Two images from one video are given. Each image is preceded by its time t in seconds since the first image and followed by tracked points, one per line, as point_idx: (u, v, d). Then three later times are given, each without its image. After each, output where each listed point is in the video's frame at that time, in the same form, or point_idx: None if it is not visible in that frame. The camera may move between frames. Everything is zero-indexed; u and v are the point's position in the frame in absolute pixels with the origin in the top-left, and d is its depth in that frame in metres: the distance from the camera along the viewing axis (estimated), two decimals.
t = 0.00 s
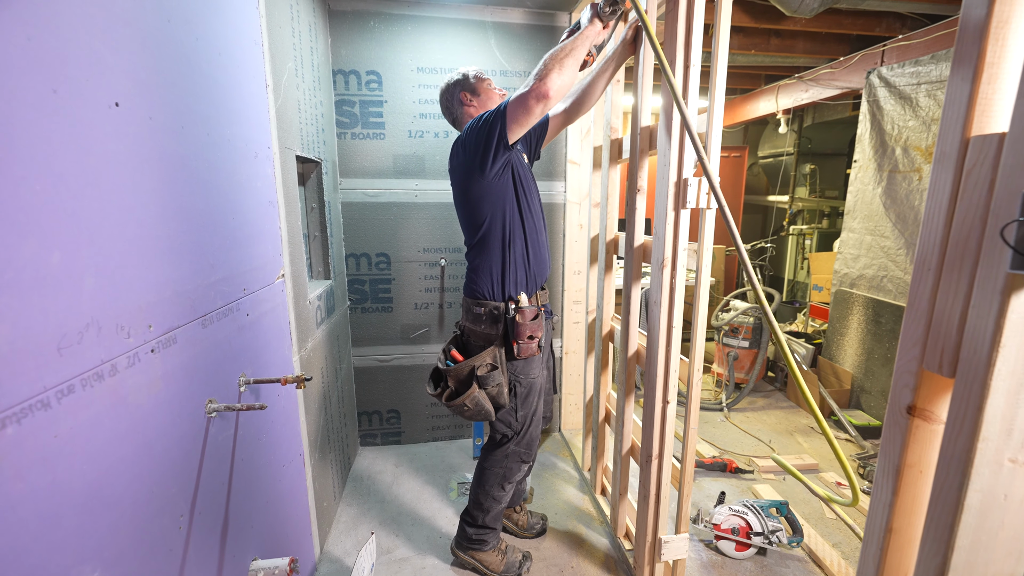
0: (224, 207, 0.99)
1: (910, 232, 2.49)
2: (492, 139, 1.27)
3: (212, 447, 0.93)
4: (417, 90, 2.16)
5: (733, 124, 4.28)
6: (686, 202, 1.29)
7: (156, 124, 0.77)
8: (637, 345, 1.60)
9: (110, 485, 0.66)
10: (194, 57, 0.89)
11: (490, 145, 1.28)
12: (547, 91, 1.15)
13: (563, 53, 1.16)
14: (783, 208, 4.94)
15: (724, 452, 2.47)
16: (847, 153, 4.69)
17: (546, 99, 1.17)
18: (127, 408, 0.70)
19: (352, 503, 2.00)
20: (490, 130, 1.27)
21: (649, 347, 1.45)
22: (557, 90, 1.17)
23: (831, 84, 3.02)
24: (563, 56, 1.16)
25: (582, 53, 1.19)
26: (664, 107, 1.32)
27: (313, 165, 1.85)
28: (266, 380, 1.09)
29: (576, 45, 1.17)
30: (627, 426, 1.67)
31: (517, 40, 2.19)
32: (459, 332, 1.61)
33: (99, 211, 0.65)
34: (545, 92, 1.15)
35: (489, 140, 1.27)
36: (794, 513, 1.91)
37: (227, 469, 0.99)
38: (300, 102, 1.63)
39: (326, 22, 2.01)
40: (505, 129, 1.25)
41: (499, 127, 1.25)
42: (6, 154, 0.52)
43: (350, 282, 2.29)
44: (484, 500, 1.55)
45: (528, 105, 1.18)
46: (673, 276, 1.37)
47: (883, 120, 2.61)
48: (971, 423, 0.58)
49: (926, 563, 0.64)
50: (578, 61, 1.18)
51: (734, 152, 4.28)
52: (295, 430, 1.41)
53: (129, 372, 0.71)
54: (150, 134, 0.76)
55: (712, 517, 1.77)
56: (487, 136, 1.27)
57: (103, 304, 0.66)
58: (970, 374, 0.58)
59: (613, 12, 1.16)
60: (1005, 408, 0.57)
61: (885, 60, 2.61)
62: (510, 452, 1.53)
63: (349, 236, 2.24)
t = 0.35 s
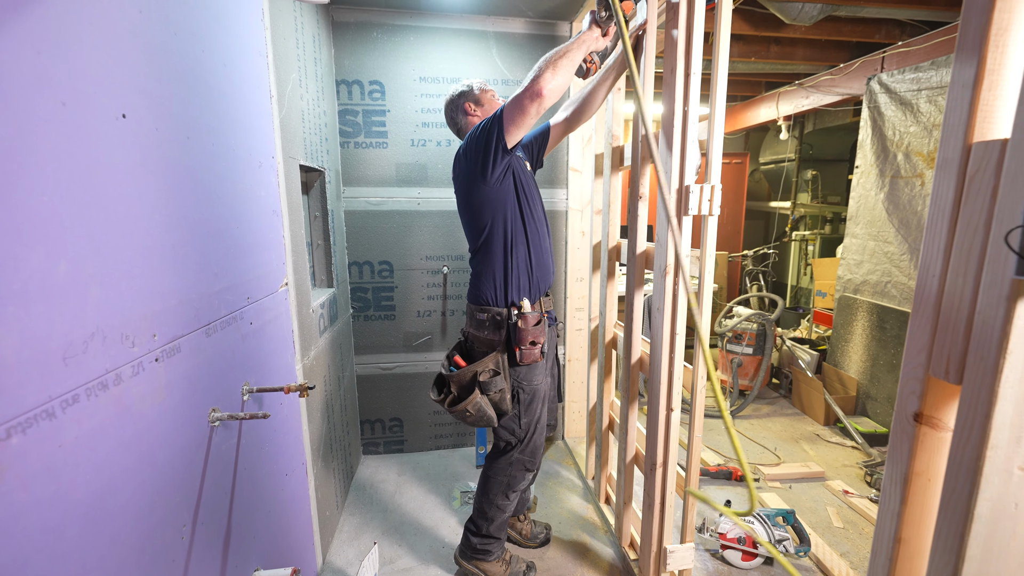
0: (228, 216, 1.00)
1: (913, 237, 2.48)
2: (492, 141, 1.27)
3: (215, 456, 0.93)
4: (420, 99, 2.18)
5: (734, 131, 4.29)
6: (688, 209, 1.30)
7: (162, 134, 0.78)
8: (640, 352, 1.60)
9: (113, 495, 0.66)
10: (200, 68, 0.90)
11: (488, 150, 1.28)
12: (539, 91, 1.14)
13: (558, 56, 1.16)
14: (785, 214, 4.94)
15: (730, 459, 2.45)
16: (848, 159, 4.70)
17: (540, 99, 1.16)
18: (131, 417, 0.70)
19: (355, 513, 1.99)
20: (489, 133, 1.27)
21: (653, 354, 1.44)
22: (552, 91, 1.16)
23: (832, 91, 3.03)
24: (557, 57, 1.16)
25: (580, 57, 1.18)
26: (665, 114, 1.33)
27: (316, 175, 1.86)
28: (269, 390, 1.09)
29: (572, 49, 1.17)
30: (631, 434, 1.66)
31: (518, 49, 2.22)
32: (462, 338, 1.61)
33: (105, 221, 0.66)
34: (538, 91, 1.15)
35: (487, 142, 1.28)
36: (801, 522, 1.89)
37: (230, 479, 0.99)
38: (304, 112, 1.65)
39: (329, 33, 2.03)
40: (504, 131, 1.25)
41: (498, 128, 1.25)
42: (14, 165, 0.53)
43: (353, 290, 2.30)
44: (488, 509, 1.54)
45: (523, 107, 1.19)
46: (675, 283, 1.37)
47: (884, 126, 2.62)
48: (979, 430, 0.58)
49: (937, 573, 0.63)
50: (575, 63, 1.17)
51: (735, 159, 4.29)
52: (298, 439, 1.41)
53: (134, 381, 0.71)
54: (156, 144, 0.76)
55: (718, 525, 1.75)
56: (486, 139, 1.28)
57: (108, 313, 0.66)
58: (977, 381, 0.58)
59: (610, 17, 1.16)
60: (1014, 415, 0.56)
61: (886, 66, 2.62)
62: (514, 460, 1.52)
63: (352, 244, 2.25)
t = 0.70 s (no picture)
0: (231, 230, 1.01)
1: (914, 250, 2.48)
2: (489, 153, 1.28)
3: (213, 471, 0.92)
4: (422, 114, 2.21)
5: (733, 145, 4.33)
6: (688, 222, 1.30)
7: (167, 149, 0.79)
8: (642, 366, 1.59)
9: (109, 511, 0.65)
10: (206, 85, 0.92)
11: (485, 161, 1.29)
12: (532, 93, 1.15)
13: (551, 62, 1.18)
14: (786, 226, 4.95)
15: (733, 474, 2.42)
16: (848, 173, 4.72)
17: (533, 101, 1.17)
18: (130, 432, 0.70)
19: (354, 529, 1.96)
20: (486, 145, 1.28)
21: (655, 368, 1.44)
22: (546, 95, 1.17)
23: (830, 105, 3.06)
24: (550, 64, 1.18)
25: (574, 64, 1.21)
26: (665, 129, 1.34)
27: (319, 188, 1.88)
28: (269, 403, 1.09)
29: (565, 57, 1.20)
30: (633, 448, 1.64)
31: (519, 65, 2.25)
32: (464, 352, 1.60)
33: (109, 235, 0.66)
34: (531, 93, 1.16)
35: (485, 156, 1.29)
36: (807, 540, 1.86)
37: (228, 494, 0.98)
38: (308, 127, 1.67)
39: (334, 50, 2.07)
40: (500, 140, 1.26)
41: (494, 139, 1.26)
42: (20, 181, 0.53)
43: (354, 302, 2.30)
44: (490, 525, 1.52)
45: (518, 110, 1.19)
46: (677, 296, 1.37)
47: (883, 140, 2.63)
48: (985, 446, 0.57)
49: None
50: (569, 69, 1.20)
51: (735, 172, 4.31)
52: (298, 453, 1.40)
53: (133, 395, 0.71)
54: (161, 159, 0.77)
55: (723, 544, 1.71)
56: (484, 152, 1.28)
57: (110, 326, 0.66)
58: (982, 396, 0.58)
59: (605, 24, 1.22)
60: (1020, 431, 0.56)
61: (882, 82, 2.65)
62: (516, 475, 1.51)
63: (354, 257, 2.26)
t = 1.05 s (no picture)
0: (230, 240, 1.01)
1: (913, 261, 2.49)
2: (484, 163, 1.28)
3: (208, 482, 0.91)
4: (423, 125, 2.23)
5: (731, 156, 4.37)
6: (687, 233, 1.30)
7: (169, 160, 0.80)
8: (643, 377, 1.60)
9: (102, 524, 0.64)
10: (208, 97, 0.93)
11: (479, 170, 1.29)
12: (522, 96, 1.15)
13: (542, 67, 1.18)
14: (784, 237, 4.97)
15: (734, 487, 2.39)
16: (846, 184, 4.75)
17: (524, 105, 1.17)
18: (125, 443, 0.69)
19: (350, 543, 1.93)
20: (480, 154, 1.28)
21: (655, 379, 1.43)
22: (538, 100, 1.16)
23: (826, 118, 3.09)
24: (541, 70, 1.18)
25: (568, 71, 1.21)
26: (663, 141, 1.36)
27: (319, 199, 1.89)
28: (266, 414, 1.08)
29: (558, 64, 1.20)
30: (633, 460, 1.63)
31: (519, 77, 2.28)
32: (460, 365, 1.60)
33: (108, 245, 0.66)
34: (521, 96, 1.16)
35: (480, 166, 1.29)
36: (810, 554, 1.83)
37: (223, 507, 0.97)
38: (309, 138, 1.68)
39: (336, 62, 2.09)
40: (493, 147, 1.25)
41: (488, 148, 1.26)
42: (21, 191, 0.53)
43: (353, 312, 2.30)
44: (487, 539, 1.50)
45: (509, 114, 1.19)
46: (676, 307, 1.37)
47: (879, 152, 2.66)
48: (987, 459, 0.57)
49: None
50: (561, 76, 1.20)
51: (734, 183, 4.34)
52: (295, 464, 1.39)
53: (130, 406, 0.70)
54: (163, 170, 0.78)
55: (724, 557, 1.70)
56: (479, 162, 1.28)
57: (108, 336, 0.66)
58: (982, 409, 0.57)
59: (598, 33, 1.23)
60: (1023, 444, 0.55)
61: (878, 95, 2.68)
62: (513, 489, 1.49)
63: (353, 267, 2.26)
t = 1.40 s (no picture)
0: (231, 248, 1.01)
1: (912, 270, 2.49)
2: (480, 171, 1.28)
3: (206, 492, 0.91)
4: (423, 135, 2.25)
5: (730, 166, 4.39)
6: (687, 243, 1.31)
7: (172, 169, 0.80)
8: (643, 387, 1.60)
9: (99, 534, 0.64)
10: (211, 106, 0.94)
11: (476, 178, 1.29)
12: (522, 105, 1.15)
13: (542, 79, 1.19)
14: (784, 246, 4.99)
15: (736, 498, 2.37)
16: (845, 194, 4.78)
17: (523, 113, 1.17)
18: (123, 452, 0.69)
19: (348, 555, 1.91)
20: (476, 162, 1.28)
21: (655, 387, 1.43)
22: (537, 109, 1.17)
23: (825, 128, 3.11)
24: (540, 81, 1.19)
25: (566, 83, 1.23)
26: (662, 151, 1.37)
27: (320, 207, 1.90)
28: (265, 423, 1.07)
29: (557, 75, 1.21)
30: (633, 470, 1.62)
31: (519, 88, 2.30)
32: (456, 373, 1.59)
33: (109, 254, 0.66)
34: (521, 103, 1.16)
35: (475, 174, 1.29)
36: (813, 566, 1.81)
37: (220, 517, 0.96)
38: (311, 147, 1.69)
39: (338, 73, 2.12)
40: (490, 155, 1.26)
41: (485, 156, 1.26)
42: (24, 201, 0.54)
43: (353, 321, 2.30)
44: (486, 550, 1.48)
45: (508, 122, 1.19)
46: (676, 316, 1.37)
47: (878, 162, 2.67)
48: (989, 471, 0.56)
49: None
50: (560, 87, 1.21)
51: (733, 193, 4.36)
52: (293, 473, 1.38)
53: (128, 415, 0.70)
54: (165, 178, 0.78)
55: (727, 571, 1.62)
56: (474, 169, 1.29)
57: (108, 345, 0.66)
58: (984, 420, 0.57)
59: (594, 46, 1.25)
60: None
61: (875, 106, 2.70)
62: (511, 498, 1.48)
63: (353, 275, 2.26)
